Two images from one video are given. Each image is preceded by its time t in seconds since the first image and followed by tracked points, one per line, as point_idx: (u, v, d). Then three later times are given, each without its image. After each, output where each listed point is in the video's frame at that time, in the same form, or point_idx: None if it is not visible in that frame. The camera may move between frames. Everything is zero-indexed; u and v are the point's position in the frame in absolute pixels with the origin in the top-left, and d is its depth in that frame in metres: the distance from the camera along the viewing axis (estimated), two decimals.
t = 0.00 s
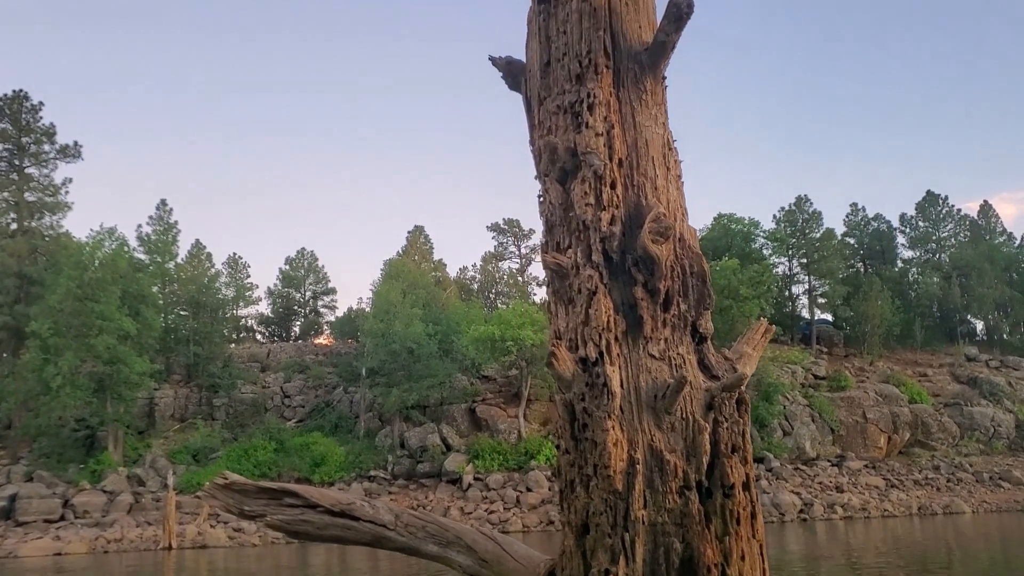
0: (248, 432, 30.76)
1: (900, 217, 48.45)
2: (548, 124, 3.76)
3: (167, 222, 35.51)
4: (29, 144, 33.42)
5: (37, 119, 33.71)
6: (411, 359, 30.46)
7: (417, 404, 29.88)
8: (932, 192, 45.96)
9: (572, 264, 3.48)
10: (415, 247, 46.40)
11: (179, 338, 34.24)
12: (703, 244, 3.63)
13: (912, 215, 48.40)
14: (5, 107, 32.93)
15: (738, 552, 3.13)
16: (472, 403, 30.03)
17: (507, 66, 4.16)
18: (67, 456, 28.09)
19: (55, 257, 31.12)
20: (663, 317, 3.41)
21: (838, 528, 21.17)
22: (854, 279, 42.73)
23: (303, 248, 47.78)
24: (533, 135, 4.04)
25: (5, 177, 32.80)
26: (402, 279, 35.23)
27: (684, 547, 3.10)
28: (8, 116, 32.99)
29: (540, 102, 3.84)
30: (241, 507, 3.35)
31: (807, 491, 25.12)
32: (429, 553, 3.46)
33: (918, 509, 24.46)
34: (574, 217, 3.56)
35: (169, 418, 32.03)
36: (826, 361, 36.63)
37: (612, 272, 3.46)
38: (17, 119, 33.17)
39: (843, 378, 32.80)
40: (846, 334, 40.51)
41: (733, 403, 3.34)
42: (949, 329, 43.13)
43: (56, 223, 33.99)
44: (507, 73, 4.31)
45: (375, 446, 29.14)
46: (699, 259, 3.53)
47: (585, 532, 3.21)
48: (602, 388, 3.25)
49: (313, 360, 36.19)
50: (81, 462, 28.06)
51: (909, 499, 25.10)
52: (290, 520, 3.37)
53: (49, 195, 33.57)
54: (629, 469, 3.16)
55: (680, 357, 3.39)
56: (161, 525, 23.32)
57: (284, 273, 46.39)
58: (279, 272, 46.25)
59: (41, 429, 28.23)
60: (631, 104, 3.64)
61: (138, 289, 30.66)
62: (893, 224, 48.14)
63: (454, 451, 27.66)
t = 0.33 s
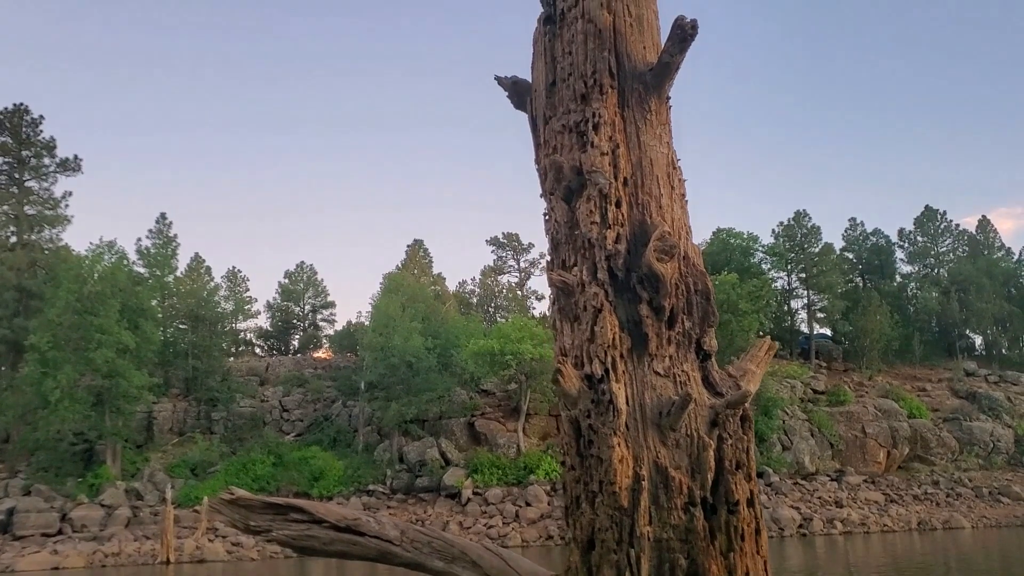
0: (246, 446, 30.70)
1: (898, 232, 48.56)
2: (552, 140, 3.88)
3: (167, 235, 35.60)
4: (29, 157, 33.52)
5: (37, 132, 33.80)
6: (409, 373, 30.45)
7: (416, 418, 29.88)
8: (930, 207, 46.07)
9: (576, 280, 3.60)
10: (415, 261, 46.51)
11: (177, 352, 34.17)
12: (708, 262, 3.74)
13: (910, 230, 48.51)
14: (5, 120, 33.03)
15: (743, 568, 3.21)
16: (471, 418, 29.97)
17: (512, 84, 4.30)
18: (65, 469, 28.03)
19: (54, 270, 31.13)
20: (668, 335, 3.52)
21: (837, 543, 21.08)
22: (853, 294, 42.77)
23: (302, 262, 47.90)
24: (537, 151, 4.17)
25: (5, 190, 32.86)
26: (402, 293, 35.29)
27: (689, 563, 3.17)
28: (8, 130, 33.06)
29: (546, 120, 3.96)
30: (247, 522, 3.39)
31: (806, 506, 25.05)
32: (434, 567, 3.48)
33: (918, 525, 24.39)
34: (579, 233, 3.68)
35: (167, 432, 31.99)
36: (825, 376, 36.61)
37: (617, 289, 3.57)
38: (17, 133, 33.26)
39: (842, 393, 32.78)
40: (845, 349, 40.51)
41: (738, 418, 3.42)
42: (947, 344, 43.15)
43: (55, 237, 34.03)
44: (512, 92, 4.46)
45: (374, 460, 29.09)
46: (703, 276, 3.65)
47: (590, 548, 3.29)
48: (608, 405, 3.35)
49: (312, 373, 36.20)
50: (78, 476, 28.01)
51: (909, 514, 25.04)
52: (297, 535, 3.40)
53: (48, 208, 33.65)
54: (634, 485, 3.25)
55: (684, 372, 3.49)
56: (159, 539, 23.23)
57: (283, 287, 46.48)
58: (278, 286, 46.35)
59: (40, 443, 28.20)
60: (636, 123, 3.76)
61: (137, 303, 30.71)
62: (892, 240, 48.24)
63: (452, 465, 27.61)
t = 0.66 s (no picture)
0: (244, 454, 30.68)
1: (897, 243, 48.63)
2: (560, 154, 4.37)
3: (166, 244, 35.67)
4: (29, 165, 33.58)
5: (37, 141, 33.80)
6: (408, 382, 30.44)
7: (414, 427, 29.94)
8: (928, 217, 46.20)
9: (583, 293, 4.08)
10: (414, 270, 46.58)
11: (176, 361, 34.09)
12: (708, 278, 4.24)
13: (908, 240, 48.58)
14: (5, 129, 33.04)
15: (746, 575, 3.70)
16: (470, 427, 29.94)
17: (518, 98, 4.86)
18: (63, 478, 28.01)
19: (53, 279, 31.12)
20: (673, 346, 4.00)
21: (836, 554, 21.06)
22: (851, 304, 42.79)
23: (301, 271, 47.95)
24: (543, 165, 4.67)
25: (5, 199, 32.87)
26: (401, 302, 35.28)
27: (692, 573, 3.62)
28: (8, 138, 33.11)
29: (553, 134, 4.45)
30: (254, 531, 3.45)
31: (805, 516, 25.03)
32: None
33: (916, 536, 24.39)
34: (585, 249, 4.17)
35: (165, 440, 31.96)
36: (824, 386, 36.60)
37: (624, 302, 4.05)
38: (17, 141, 33.30)
39: (841, 403, 32.80)
40: (844, 359, 40.50)
41: (741, 432, 3.94)
42: (946, 354, 43.20)
43: (54, 245, 34.00)
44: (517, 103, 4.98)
45: (372, 469, 29.06)
46: (707, 289, 4.15)
47: (596, 558, 3.74)
48: (615, 416, 3.81)
49: (310, 383, 36.17)
50: (76, 484, 27.95)
51: (908, 525, 25.04)
52: (303, 545, 3.44)
53: (48, 217, 33.66)
54: (640, 497, 3.69)
55: (690, 385, 3.97)
56: (157, 548, 23.18)
57: (282, 295, 46.51)
58: (277, 295, 46.37)
59: (37, 452, 28.17)
60: (641, 140, 4.27)
61: (135, 311, 30.66)
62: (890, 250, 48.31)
63: (451, 475, 27.58)
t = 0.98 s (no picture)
0: (242, 461, 30.66)
1: (895, 251, 48.74)
2: (566, 167, 4.66)
3: (164, 250, 35.64)
4: (28, 171, 33.63)
5: (36, 147, 33.88)
6: (407, 389, 30.46)
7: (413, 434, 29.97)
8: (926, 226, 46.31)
9: (589, 303, 4.36)
10: (413, 277, 46.63)
11: (174, 367, 34.02)
12: (712, 290, 4.51)
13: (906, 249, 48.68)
14: (5, 134, 33.11)
15: None
16: (468, 434, 29.91)
17: (524, 111, 5.14)
18: (60, 484, 27.98)
19: (52, 285, 31.12)
20: (677, 357, 4.27)
21: (834, 563, 21.04)
22: (849, 313, 42.84)
23: (299, 277, 47.99)
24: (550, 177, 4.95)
25: (3, 204, 32.89)
26: (399, 308, 35.31)
27: None
28: (8, 144, 33.15)
29: (559, 148, 4.73)
30: (260, 539, 3.46)
31: (803, 525, 25.03)
32: None
33: (915, 544, 24.40)
34: (592, 260, 4.45)
35: (163, 447, 31.94)
36: (822, 395, 36.59)
37: (629, 313, 4.33)
38: (17, 146, 33.35)
39: (839, 411, 32.85)
40: (842, 367, 40.52)
41: (745, 442, 4.20)
42: (944, 362, 43.27)
43: (53, 251, 34.01)
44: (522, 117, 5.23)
45: (370, 476, 29.05)
46: (710, 300, 4.43)
47: (602, 564, 4.00)
48: (620, 426, 4.09)
49: (308, 389, 36.16)
50: (74, 491, 27.89)
51: (906, 533, 25.06)
52: (308, 553, 3.45)
53: (46, 222, 33.68)
54: (644, 507, 3.95)
55: (693, 394, 4.25)
56: (154, 555, 23.14)
57: (281, 302, 46.53)
58: (276, 301, 46.38)
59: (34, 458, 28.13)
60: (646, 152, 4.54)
61: (134, 317, 30.65)
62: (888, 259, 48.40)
63: (449, 482, 27.57)
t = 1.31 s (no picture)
0: (239, 469, 30.63)
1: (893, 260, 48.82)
2: (570, 178, 4.74)
3: (163, 257, 35.63)
4: (27, 178, 33.65)
5: (35, 154, 33.91)
6: (405, 398, 30.49)
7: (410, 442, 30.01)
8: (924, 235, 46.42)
9: (593, 315, 4.44)
10: (411, 284, 46.69)
11: (171, 374, 33.91)
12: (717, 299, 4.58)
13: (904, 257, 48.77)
14: (4, 141, 33.15)
15: None
16: (466, 442, 29.90)
17: (529, 124, 5.23)
18: (57, 492, 27.92)
19: (50, 292, 31.12)
20: (681, 367, 4.34)
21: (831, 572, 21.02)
22: (847, 321, 42.90)
23: (298, 285, 48.00)
24: (554, 188, 5.03)
25: (2, 210, 32.90)
26: (398, 316, 35.35)
27: None
28: (6, 151, 33.19)
29: (563, 159, 4.82)
30: (264, 548, 3.52)
31: (802, 533, 25.00)
32: None
33: (912, 553, 24.39)
34: (596, 270, 4.53)
35: (160, 454, 31.89)
36: (820, 403, 36.61)
37: (634, 324, 4.41)
38: (15, 153, 33.39)
39: (837, 420, 32.85)
40: (840, 376, 40.54)
41: (747, 452, 4.27)
42: (941, 371, 43.35)
43: (51, 258, 34.01)
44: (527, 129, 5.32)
45: (368, 484, 29.06)
46: (713, 311, 4.50)
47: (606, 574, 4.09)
48: (625, 437, 4.17)
49: (305, 397, 36.16)
50: (70, 498, 27.84)
51: (904, 542, 25.06)
52: (313, 561, 3.53)
53: (45, 229, 33.69)
54: (648, 518, 4.03)
55: (698, 406, 4.32)
56: (150, 563, 23.08)
57: (279, 309, 46.54)
58: (274, 309, 46.38)
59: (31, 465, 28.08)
60: (650, 165, 4.63)
61: (131, 324, 30.63)
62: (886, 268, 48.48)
63: (447, 490, 27.54)
